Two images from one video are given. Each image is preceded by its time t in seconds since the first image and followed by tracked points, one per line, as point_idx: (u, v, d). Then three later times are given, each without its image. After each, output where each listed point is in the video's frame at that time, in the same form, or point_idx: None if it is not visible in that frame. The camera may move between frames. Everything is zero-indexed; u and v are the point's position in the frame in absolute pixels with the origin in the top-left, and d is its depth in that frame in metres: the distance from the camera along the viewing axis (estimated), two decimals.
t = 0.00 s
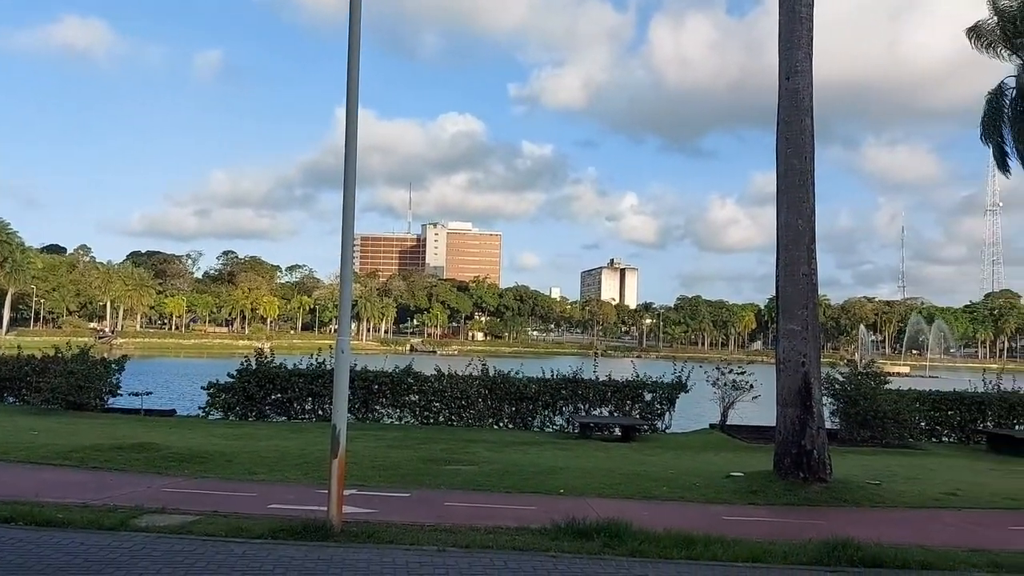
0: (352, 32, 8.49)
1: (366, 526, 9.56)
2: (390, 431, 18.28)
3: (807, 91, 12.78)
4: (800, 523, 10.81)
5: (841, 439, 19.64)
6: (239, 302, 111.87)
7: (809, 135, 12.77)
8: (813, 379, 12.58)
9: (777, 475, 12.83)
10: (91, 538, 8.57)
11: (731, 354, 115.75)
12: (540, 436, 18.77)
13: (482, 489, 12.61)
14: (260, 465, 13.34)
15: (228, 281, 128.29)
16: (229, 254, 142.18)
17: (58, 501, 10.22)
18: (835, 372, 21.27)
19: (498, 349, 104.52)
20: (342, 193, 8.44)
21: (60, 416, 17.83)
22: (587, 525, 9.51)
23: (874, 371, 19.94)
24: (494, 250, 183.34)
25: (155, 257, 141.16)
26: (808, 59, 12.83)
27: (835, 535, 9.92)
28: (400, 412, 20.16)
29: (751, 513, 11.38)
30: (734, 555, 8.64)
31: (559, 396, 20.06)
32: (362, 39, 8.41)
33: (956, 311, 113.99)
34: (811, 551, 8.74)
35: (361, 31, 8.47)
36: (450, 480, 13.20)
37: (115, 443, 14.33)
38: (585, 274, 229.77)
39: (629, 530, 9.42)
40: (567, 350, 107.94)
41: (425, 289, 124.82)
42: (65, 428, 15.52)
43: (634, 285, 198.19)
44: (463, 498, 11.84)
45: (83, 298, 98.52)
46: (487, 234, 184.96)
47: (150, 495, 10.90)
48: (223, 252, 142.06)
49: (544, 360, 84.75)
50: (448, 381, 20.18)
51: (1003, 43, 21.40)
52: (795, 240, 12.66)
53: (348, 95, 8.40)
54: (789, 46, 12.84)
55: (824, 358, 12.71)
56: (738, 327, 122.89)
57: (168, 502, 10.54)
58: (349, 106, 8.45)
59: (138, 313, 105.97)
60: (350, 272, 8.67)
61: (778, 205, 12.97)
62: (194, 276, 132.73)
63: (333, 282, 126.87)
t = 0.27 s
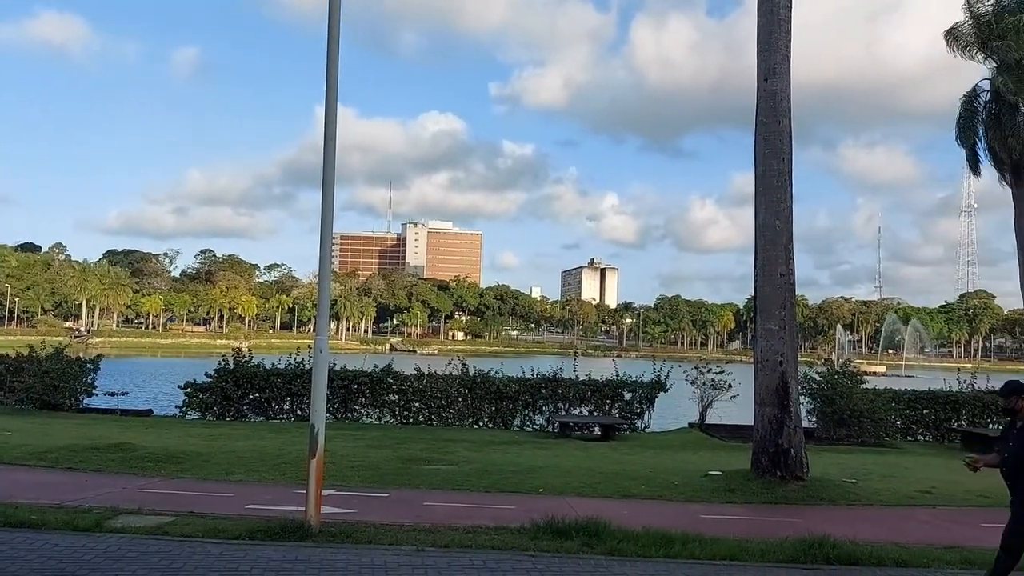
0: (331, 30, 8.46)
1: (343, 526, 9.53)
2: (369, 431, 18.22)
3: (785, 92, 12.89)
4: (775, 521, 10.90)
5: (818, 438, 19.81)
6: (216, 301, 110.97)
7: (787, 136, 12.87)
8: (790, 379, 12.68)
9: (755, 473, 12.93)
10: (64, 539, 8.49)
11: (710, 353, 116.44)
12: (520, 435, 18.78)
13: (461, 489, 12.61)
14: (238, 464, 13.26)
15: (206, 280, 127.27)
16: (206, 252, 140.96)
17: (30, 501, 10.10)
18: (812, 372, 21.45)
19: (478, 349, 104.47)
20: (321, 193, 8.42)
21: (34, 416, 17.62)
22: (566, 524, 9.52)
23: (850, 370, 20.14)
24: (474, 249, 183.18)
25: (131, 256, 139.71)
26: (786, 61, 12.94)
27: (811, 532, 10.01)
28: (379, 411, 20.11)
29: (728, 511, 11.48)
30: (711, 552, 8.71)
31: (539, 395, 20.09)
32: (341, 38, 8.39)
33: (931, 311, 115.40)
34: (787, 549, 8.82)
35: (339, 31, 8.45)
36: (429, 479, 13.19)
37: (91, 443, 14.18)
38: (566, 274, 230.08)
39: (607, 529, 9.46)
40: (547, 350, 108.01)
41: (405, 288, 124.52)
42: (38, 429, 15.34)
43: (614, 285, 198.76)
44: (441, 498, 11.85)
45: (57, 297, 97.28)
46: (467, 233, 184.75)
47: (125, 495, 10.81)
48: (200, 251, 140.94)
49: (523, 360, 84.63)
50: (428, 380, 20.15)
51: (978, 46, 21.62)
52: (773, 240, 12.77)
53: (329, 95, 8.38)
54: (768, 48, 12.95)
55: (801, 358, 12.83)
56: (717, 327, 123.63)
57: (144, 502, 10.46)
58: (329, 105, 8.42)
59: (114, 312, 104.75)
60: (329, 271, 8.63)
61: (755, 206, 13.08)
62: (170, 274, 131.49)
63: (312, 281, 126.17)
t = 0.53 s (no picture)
0: (320, 30, 8.45)
1: (333, 526, 9.52)
2: (360, 431, 18.20)
3: (775, 93, 12.94)
4: (764, 521, 10.94)
5: (807, 437, 19.89)
6: (206, 301, 110.54)
7: (776, 136, 12.92)
8: (779, 379, 12.72)
9: (745, 472, 12.98)
10: (52, 540, 8.47)
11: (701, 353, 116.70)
12: (510, 434, 18.79)
13: (451, 489, 12.61)
14: (227, 465, 13.23)
15: (196, 280, 126.77)
16: (196, 252, 140.42)
17: (18, 502, 10.05)
18: (802, 372, 21.54)
19: (469, 348, 104.46)
20: (311, 193, 8.41)
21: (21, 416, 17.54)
22: (556, 524, 9.53)
23: (840, 370, 20.22)
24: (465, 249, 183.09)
25: (120, 255, 139.02)
26: (776, 62, 12.99)
27: (800, 531, 10.05)
28: (370, 412, 20.09)
29: (718, 510, 11.51)
30: (701, 552, 8.74)
31: (530, 395, 20.11)
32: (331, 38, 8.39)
33: (920, 311, 116.01)
34: (776, 548, 8.86)
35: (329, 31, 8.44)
36: (419, 480, 13.18)
37: (79, 443, 14.13)
38: (557, 274, 230.04)
39: (597, 528, 9.47)
40: (538, 350, 108.02)
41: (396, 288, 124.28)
42: (26, 429, 15.27)
43: (605, 285, 199.10)
44: (432, 498, 11.85)
45: (46, 296, 96.78)
46: (459, 233, 184.64)
47: (113, 496, 10.77)
48: (190, 250, 140.35)
49: (514, 361, 84.59)
50: (419, 380, 20.14)
51: (966, 48, 21.70)
52: (762, 241, 12.81)
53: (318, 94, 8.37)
54: (758, 48, 12.99)
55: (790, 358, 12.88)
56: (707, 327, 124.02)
57: (133, 502, 10.44)
58: (319, 104, 8.41)
59: (103, 311, 104.26)
60: (318, 271, 8.62)
61: (745, 206, 13.12)
62: (160, 274, 130.94)
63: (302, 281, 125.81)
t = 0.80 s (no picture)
0: (315, 29, 8.44)
1: (328, 525, 9.52)
2: (355, 430, 18.21)
3: (770, 93, 12.96)
4: (758, 520, 10.97)
5: (802, 436, 19.95)
6: (201, 300, 110.36)
7: (771, 136, 12.95)
8: (774, 378, 12.75)
9: (739, 472, 13.00)
10: (47, 539, 8.46)
11: (696, 352, 116.94)
12: (505, 433, 18.81)
13: (446, 488, 12.63)
14: (223, 464, 13.22)
15: (191, 279, 126.53)
16: (192, 250, 140.20)
17: (12, 501, 10.03)
18: (797, 371, 21.59)
19: (465, 348, 104.48)
20: (307, 193, 8.41)
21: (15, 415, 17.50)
22: (551, 523, 9.55)
23: (835, 370, 20.28)
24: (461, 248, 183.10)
25: (115, 254, 138.71)
26: (771, 62, 13.02)
27: (794, 530, 10.08)
28: (365, 411, 20.10)
29: (712, 510, 11.53)
30: (696, 551, 8.75)
31: (525, 394, 20.12)
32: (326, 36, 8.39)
33: (914, 310, 116.42)
34: (771, 547, 8.88)
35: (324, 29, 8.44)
36: (414, 479, 13.18)
37: (74, 442, 14.11)
38: (553, 273, 230.18)
39: (591, 528, 9.48)
40: (534, 349, 108.05)
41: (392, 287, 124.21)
42: (20, 428, 15.24)
43: (601, 284, 199.43)
44: (427, 497, 11.86)
45: (41, 295, 96.54)
46: (455, 232, 184.64)
47: (108, 495, 10.76)
48: (185, 249, 140.13)
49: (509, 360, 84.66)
50: (414, 379, 20.14)
51: (961, 48, 21.78)
52: (758, 240, 12.84)
53: (313, 93, 8.37)
54: (753, 48, 13.02)
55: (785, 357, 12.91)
56: (703, 326, 124.25)
57: (128, 501, 10.43)
58: (314, 104, 8.41)
59: (98, 310, 104.04)
60: (313, 271, 8.62)
61: (741, 206, 13.14)
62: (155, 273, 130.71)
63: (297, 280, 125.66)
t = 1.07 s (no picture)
0: (309, 28, 8.44)
1: (323, 525, 9.54)
2: (350, 429, 18.22)
3: (764, 92, 12.99)
4: (751, 518, 11.00)
5: (796, 435, 20.01)
6: (196, 299, 110.18)
7: (766, 136, 12.98)
8: (768, 377, 12.78)
9: (734, 471, 13.03)
10: (41, 539, 8.46)
11: (691, 351, 117.09)
12: (501, 433, 18.83)
13: (441, 487, 12.64)
14: (217, 463, 13.23)
15: (186, 278, 126.25)
16: (186, 250, 139.95)
17: (6, 501, 10.03)
18: (791, 370, 21.65)
19: (460, 347, 104.45)
20: (301, 192, 8.41)
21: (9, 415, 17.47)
22: (546, 522, 9.57)
23: (829, 369, 20.35)
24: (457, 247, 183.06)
25: (110, 254, 138.44)
26: (765, 61, 13.04)
27: (787, 529, 10.11)
28: (360, 410, 20.11)
29: (707, 508, 11.56)
30: (690, 550, 8.77)
31: (520, 394, 20.15)
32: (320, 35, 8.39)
33: (909, 310, 116.77)
34: (765, 546, 8.91)
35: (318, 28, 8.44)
36: (409, 478, 13.20)
37: (69, 442, 14.10)
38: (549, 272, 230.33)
39: (586, 526, 9.50)
40: (530, 349, 108.05)
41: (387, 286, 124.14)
42: (13, 427, 15.21)
43: (596, 283, 199.50)
44: (422, 497, 11.87)
45: (35, 295, 96.29)
46: (450, 231, 184.59)
47: (103, 494, 10.76)
48: (180, 249, 139.93)
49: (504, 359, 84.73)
50: (410, 378, 20.15)
51: (953, 49, 21.85)
52: (752, 240, 12.87)
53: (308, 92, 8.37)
54: (747, 48, 13.05)
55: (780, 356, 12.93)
56: (698, 325, 124.42)
57: (122, 501, 10.43)
58: (309, 103, 8.41)
59: (92, 310, 103.81)
60: (308, 271, 8.63)
61: (736, 205, 13.16)
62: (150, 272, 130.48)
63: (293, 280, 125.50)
